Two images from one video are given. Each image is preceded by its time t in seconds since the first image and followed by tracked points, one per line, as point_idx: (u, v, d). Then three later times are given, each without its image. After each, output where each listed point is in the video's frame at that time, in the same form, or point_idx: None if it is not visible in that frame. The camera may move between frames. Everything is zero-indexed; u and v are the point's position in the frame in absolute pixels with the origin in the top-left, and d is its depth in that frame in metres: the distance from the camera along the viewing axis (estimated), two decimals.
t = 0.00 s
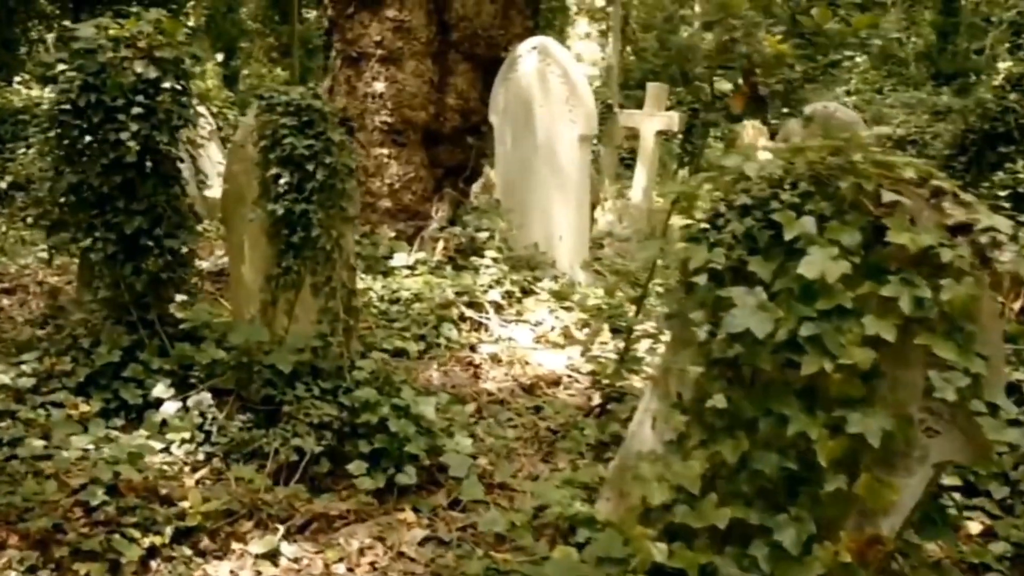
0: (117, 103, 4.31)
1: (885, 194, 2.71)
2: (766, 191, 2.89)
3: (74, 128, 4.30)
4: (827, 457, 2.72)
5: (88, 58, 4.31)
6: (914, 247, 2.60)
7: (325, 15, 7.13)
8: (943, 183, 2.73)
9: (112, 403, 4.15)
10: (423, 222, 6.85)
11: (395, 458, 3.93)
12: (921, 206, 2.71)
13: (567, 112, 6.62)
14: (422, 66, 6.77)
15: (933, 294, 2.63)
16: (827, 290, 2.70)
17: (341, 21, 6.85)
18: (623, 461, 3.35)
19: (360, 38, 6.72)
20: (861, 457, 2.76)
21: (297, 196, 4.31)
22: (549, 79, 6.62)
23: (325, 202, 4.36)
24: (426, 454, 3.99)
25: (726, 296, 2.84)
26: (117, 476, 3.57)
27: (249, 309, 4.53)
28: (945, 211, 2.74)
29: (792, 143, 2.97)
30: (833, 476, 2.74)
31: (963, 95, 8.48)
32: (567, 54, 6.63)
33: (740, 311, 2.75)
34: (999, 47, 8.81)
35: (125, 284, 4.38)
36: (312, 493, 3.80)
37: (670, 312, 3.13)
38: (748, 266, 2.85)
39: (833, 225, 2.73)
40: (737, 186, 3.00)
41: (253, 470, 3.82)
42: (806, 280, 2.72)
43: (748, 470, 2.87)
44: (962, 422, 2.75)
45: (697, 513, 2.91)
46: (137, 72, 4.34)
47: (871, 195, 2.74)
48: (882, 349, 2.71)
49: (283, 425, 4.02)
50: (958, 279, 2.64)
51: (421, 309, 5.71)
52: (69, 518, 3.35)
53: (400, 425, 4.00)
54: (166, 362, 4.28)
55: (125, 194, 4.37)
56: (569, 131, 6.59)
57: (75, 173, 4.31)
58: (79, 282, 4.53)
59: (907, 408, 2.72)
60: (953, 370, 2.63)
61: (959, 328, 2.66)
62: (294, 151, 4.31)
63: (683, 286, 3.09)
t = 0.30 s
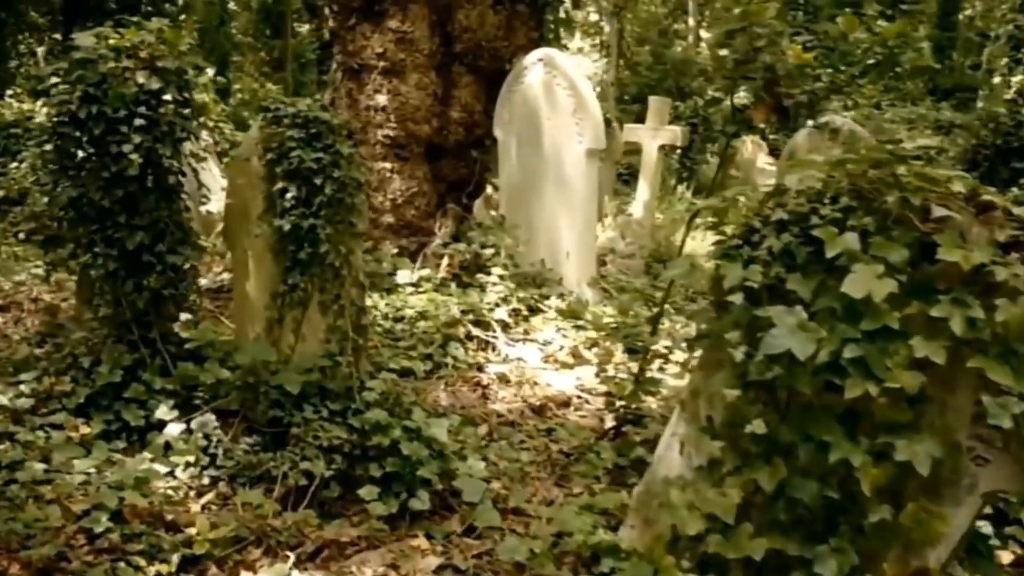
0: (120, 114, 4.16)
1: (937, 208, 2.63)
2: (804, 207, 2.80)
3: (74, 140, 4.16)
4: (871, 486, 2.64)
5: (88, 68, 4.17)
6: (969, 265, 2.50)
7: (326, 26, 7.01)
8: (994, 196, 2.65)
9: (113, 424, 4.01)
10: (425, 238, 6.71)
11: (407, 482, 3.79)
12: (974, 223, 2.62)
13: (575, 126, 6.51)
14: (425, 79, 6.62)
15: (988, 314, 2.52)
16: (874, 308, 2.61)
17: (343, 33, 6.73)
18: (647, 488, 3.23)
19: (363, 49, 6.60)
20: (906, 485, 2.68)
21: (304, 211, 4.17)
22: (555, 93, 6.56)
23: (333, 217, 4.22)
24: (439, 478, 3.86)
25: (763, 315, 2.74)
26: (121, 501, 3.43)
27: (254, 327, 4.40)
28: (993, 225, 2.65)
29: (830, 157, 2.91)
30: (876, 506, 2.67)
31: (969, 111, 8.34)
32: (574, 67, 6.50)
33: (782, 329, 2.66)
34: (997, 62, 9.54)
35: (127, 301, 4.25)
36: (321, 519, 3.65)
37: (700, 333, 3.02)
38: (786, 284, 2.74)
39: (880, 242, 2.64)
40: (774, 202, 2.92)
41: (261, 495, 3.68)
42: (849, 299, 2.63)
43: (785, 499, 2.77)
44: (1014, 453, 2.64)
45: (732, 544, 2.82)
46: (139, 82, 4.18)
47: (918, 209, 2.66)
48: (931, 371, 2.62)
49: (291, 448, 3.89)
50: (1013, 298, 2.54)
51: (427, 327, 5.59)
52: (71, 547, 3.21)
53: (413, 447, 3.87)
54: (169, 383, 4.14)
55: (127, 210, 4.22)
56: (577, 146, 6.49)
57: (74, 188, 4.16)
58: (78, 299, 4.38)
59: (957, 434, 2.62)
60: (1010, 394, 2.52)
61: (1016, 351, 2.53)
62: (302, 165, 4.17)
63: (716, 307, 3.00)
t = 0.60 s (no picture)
0: (122, 123, 4.06)
1: (980, 224, 2.56)
2: (839, 221, 2.73)
3: (75, 150, 4.05)
4: (909, 511, 2.56)
5: (90, 76, 4.06)
6: (1014, 283, 2.42)
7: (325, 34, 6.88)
8: None
9: (114, 442, 3.90)
10: (426, 250, 6.57)
11: (418, 502, 3.70)
12: (1015, 239, 2.56)
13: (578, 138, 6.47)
14: (427, 89, 6.51)
15: None
16: (914, 327, 2.52)
17: (343, 42, 6.58)
18: (669, 509, 3.13)
19: (363, 59, 6.45)
20: (944, 509, 2.61)
21: (312, 223, 4.07)
22: (559, 104, 6.48)
23: (340, 230, 4.12)
24: (451, 498, 3.76)
25: (799, 333, 2.67)
26: (125, 523, 3.32)
27: (258, 341, 4.28)
28: None
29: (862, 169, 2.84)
30: (914, 531, 2.58)
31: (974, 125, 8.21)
32: (577, 79, 6.47)
33: (819, 349, 2.58)
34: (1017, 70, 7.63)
35: (128, 315, 4.15)
36: (331, 542, 3.56)
37: (727, 350, 2.97)
38: (822, 301, 2.68)
39: (919, 258, 2.57)
40: (806, 214, 2.84)
41: (269, 516, 3.58)
42: (887, 317, 2.55)
43: (819, 522, 2.68)
44: None
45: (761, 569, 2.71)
46: (142, 91, 4.07)
47: (957, 224, 2.59)
48: (972, 392, 2.55)
49: (299, 466, 3.80)
50: None
51: (430, 341, 5.49)
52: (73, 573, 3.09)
53: (424, 466, 3.78)
54: (171, 400, 4.03)
55: (129, 221, 4.12)
56: (580, 158, 6.45)
57: (75, 198, 4.05)
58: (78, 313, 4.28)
59: (998, 454, 2.57)
60: None
61: None
62: (311, 175, 4.09)
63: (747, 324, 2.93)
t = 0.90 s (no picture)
0: (125, 134, 3.93)
1: None
2: (881, 238, 2.63)
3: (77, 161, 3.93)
4: (956, 539, 2.47)
5: (92, 85, 3.93)
6: None
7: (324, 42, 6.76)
8: None
9: (116, 464, 3.77)
10: (428, 262, 6.47)
11: (432, 525, 3.60)
12: None
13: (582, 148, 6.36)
14: (429, 98, 6.39)
15: None
16: (964, 349, 2.42)
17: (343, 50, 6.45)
18: (698, 533, 3.01)
19: (365, 68, 6.33)
20: (992, 536, 2.51)
21: (322, 237, 3.97)
22: (563, 113, 6.38)
23: (350, 244, 4.01)
24: (466, 521, 3.65)
25: (840, 354, 2.57)
26: (132, 550, 3.19)
27: (263, 357, 4.16)
28: None
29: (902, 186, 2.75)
30: (962, 560, 2.50)
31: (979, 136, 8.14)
32: (582, 88, 6.36)
33: (862, 373, 2.48)
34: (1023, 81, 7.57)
35: (129, 331, 4.03)
36: (344, 567, 3.44)
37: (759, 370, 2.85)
38: (863, 321, 2.58)
39: (965, 278, 2.48)
40: (843, 231, 2.74)
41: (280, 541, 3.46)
42: (934, 339, 2.45)
43: (860, 551, 2.58)
44: None
45: None
46: (146, 101, 3.95)
47: (1005, 242, 2.50)
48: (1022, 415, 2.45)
49: (308, 488, 3.68)
50: None
51: (435, 356, 5.37)
52: None
53: (438, 487, 3.67)
54: (174, 419, 3.90)
55: (131, 235, 4.00)
56: (584, 168, 6.34)
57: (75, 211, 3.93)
58: (77, 329, 4.15)
59: None
60: None
61: None
62: (320, 189, 3.98)
63: (782, 344, 2.83)
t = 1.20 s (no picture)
0: (128, 142, 3.84)
1: None
2: (915, 250, 2.55)
3: (79, 170, 3.84)
4: (1000, 564, 2.39)
5: (94, 93, 3.84)
6: None
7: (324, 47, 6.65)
8: None
9: (119, 480, 3.66)
10: (429, 270, 6.36)
11: (445, 544, 3.52)
12: None
13: (586, 155, 6.29)
14: (431, 104, 6.27)
15: None
16: (1005, 364, 2.33)
17: (344, 56, 6.33)
18: (724, 554, 2.97)
19: (365, 74, 6.22)
20: None
21: (329, 247, 3.88)
22: (567, 120, 6.29)
23: (358, 255, 3.92)
24: (478, 540, 3.56)
25: (875, 369, 2.48)
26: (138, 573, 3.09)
27: (269, 370, 4.07)
28: None
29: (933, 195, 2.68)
30: None
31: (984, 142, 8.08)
32: (586, 94, 6.28)
33: (899, 391, 2.39)
34: None
35: (132, 344, 3.94)
36: None
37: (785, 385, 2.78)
38: (898, 335, 2.50)
39: (1005, 291, 2.41)
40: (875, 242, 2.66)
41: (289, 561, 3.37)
42: (973, 355, 2.38)
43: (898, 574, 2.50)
44: None
45: None
46: (150, 108, 3.86)
47: None
48: None
49: (318, 506, 3.59)
50: None
51: (441, 366, 5.28)
52: None
53: (449, 505, 3.57)
54: (178, 434, 3.80)
55: (134, 245, 3.90)
56: (588, 176, 6.27)
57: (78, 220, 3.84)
58: (78, 342, 4.06)
59: None
60: None
61: None
62: (328, 198, 3.89)
63: (807, 356, 2.75)
